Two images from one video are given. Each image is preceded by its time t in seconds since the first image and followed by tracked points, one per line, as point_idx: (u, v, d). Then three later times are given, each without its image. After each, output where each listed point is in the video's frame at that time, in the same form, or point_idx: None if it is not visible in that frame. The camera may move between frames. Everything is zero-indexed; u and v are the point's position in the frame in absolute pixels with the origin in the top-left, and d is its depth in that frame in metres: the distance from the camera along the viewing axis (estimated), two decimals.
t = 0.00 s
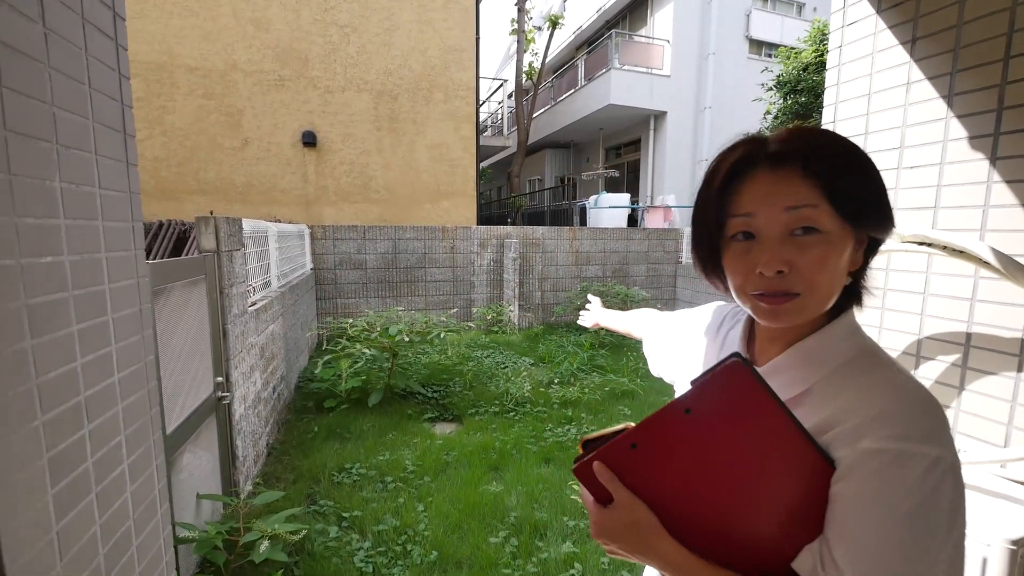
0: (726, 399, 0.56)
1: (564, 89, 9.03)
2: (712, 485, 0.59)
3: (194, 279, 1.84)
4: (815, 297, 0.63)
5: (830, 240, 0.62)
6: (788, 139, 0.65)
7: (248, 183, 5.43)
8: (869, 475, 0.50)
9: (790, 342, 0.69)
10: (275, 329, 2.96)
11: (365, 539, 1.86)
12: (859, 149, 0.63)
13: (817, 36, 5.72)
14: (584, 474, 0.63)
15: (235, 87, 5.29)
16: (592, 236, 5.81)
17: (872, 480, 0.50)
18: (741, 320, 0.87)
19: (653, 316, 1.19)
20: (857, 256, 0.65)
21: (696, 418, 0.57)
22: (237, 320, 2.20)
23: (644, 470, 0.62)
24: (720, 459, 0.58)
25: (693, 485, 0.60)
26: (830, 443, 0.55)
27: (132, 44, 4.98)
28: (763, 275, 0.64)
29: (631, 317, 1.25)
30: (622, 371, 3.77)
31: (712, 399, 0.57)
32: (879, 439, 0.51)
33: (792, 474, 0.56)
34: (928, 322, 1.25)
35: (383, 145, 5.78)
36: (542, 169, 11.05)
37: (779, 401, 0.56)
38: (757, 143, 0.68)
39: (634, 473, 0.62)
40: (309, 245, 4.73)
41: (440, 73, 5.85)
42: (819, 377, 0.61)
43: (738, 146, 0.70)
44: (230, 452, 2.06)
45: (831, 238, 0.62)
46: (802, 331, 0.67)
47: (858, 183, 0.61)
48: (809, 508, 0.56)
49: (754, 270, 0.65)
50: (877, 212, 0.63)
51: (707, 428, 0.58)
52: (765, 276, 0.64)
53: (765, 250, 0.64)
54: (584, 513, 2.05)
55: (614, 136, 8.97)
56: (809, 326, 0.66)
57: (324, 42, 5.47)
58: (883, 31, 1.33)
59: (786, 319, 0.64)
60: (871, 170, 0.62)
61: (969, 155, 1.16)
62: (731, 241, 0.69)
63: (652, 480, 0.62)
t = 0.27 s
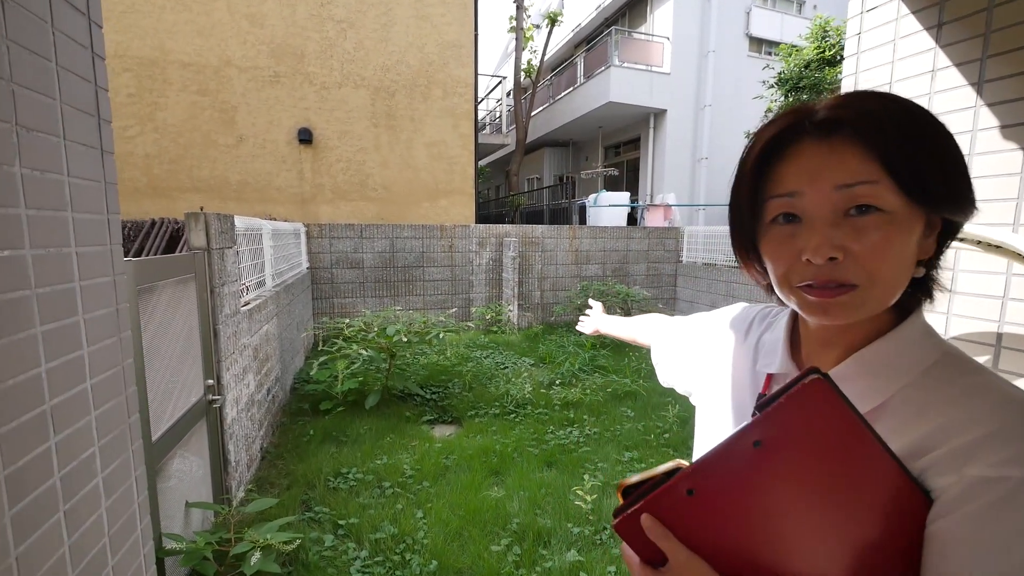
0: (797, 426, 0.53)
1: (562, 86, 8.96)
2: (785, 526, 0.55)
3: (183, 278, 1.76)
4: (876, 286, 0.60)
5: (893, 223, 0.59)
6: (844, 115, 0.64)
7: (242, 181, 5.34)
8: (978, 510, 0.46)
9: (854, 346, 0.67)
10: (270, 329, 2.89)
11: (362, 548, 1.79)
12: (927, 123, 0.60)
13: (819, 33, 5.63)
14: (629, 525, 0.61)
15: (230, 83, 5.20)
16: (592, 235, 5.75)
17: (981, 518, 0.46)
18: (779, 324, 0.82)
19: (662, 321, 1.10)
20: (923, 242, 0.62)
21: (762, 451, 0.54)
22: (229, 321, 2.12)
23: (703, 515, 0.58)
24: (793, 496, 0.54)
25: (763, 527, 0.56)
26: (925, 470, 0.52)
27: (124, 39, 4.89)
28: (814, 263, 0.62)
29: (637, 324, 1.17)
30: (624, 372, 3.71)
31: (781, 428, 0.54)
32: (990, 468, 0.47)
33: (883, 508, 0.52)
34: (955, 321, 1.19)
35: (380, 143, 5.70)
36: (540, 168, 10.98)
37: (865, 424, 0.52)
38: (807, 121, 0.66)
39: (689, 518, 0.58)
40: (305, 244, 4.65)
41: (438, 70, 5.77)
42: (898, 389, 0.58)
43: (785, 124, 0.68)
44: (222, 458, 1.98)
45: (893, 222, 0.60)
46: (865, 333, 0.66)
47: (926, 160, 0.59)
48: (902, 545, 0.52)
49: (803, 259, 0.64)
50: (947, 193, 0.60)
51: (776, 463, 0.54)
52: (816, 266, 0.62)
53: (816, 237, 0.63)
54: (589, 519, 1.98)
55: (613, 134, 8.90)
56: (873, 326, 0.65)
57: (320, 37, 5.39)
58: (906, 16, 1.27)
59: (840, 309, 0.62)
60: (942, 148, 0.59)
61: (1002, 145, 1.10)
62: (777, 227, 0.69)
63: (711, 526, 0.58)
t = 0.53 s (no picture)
0: (820, 435, 0.49)
1: (558, 86, 8.94)
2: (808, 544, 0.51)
3: (172, 278, 1.70)
4: (897, 275, 0.56)
5: (915, 207, 0.56)
6: (860, 95, 0.61)
7: (235, 181, 5.26)
8: None
9: (883, 349, 0.65)
10: (263, 331, 2.83)
11: (357, 556, 1.73)
12: (954, 100, 0.56)
13: (815, 33, 5.62)
14: (634, 542, 0.57)
15: (222, 81, 5.13)
16: (589, 235, 5.72)
17: None
18: (800, 328, 0.81)
19: (668, 325, 1.07)
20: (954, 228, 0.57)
21: (781, 462, 0.51)
22: (220, 323, 2.07)
23: (716, 531, 0.54)
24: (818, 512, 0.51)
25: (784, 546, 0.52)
26: (969, 486, 0.48)
27: (114, 35, 4.81)
28: (827, 251, 0.60)
29: (643, 328, 1.13)
30: (623, 373, 3.67)
31: (802, 436, 0.50)
32: None
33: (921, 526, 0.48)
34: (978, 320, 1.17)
35: (375, 142, 5.65)
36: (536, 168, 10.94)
37: (899, 434, 0.48)
38: (821, 103, 0.64)
39: (701, 535, 0.55)
40: (299, 244, 4.59)
41: (433, 68, 5.73)
42: (935, 397, 0.56)
43: (799, 107, 0.66)
44: (213, 463, 1.93)
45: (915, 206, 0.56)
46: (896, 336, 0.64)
47: (952, 139, 0.55)
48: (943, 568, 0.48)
49: (815, 247, 0.61)
50: (979, 174, 0.56)
51: (797, 476, 0.51)
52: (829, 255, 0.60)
53: (829, 224, 0.60)
54: (592, 524, 1.93)
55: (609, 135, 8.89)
56: (907, 327, 0.63)
57: (314, 35, 5.33)
58: (915, 10, 1.25)
59: (858, 300, 0.59)
60: (971, 127, 0.56)
61: (1015, 141, 1.10)
62: (789, 215, 0.66)
63: (725, 545, 0.54)
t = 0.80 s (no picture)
0: (826, 435, 0.48)
1: (553, 86, 8.92)
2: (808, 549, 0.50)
3: (161, 279, 1.66)
4: (910, 271, 0.54)
5: (933, 200, 0.54)
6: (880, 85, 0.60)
7: (227, 180, 5.19)
8: None
9: (898, 352, 0.64)
10: (255, 332, 2.79)
11: (352, 562, 1.70)
12: (982, 90, 0.54)
13: (809, 33, 5.64)
14: (625, 542, 0.55)
15: (213, 78, 5.06)
16: (584, 235, 5.71)
17: None
18: (810, 330, 0.79)
19: (673, 327, 1.07)
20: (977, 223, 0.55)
21: (783, 462, 0.49)
22: (211, 324, 2.03)
23: (712, 533, 0.52)
24: (821, 516, 0.49)
25: (783, 549, 0.50)
26: (987, 499, 0.46)
27: (103, 32, 4.73)
28: (836, 244, 0.59)
29: (647, 330, 1.13)
30: (619, 373, 3.65)
31: (807, 436, 0.48)
32: None
33: (930, 536, 0.46)
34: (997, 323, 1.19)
35: (369, 141, 5.60)
36: (531, 168, 10.92)
37: (909, 438, 0.47)
38: (840, 93, 0.63)
39: (695, 537, 0.53)
40: (292, 243, 4.54)
41: (428, 67, 5.69)
42: (951, 404, 0.54)
43: (818, 97, 0.65)
44: (203, 467, 1.89)
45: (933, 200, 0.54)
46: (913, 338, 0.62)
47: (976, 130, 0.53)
48: None
49: (825, 240, 0.60)
50: (1007, 167, 0.53)
51: (800, 478, 0.49)
52: (840, 249, 0.58)
53: (839, 216, 0.59)
54: (590, 527, 1.91)
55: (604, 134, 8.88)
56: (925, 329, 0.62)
57: (307, 33, 5.27)
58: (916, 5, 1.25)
59: (867, 295, 0.57)
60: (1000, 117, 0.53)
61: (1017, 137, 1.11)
62: (801, 208, 0.65)
63: (722, 547, 0.52)
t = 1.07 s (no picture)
0: (818, 428, 0.47)
1: (547, 85, 8.92)
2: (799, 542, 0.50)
3: (149, 278, 1.62)
4: (902, 263, 0.54)
5: (930, 192, 0.53)
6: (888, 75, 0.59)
7: (217, 178, 5.12)
8: None
9: (900, 348, 0.63)
10: (246, 333, 2.75)
11: (346, 564, 1.68)
12: (987, 83, 0.53)
13: (800, 34, 5.68)
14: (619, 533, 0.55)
15: (203, 76, 4.99)
16: (578, 235, 5.71)
17: None
18: (815, 326, 0.78)
19: (678, 321, 1.08)
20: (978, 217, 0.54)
21: (773, 456, 0.49)
22: (201, 324, 1.99)
23: (703, 526, 0.53)
24: (812, 512, 0.49)
25: (775, 543, 0.50)
26: (986, 496, 0.46)
27: (90, 28, 4.65)
28: (829, 236, 0.58)
29: (652, 324, 1.13)
30: (614, 372, 3.65)
31: (800, 430, 0.48)
32: None
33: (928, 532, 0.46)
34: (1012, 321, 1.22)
35: (362, 140, 5.55)
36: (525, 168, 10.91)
37: (905, 435, 0.46)
38: (848, 83, 0.63)
39: (687, 529, 0.53)
40: (284, 243, 4.49)
41: (421, 66, 5.67)
42: (952, 401, 0.54)
43: (826, 87, 0.65)
44: (193, 470, 1.85)
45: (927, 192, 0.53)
46: (916, 333, 0.62)
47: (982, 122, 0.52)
48: None
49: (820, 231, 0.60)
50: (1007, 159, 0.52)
51: (790, 472, 0.49)
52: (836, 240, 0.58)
53: (835, 206, 0.59)
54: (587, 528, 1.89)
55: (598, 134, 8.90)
56: (928, 322, 0.61)
57: (298, 30, 5.22)
58: (911, 5, 1.39)
59: (861, 287, 0.57)
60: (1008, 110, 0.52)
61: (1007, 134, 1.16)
62: (804, 199, 0.65)
63: (712, 540, 0.53)
